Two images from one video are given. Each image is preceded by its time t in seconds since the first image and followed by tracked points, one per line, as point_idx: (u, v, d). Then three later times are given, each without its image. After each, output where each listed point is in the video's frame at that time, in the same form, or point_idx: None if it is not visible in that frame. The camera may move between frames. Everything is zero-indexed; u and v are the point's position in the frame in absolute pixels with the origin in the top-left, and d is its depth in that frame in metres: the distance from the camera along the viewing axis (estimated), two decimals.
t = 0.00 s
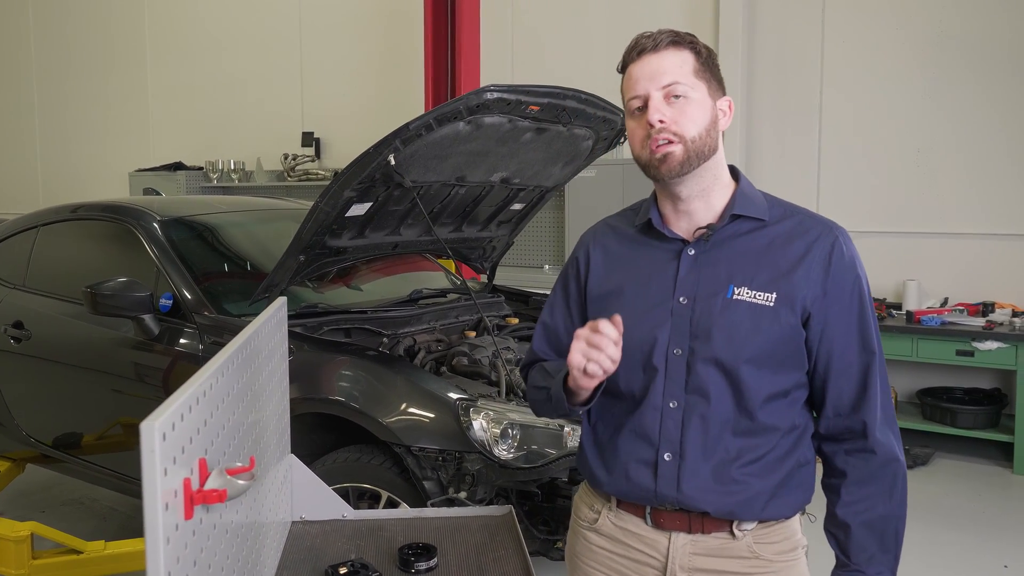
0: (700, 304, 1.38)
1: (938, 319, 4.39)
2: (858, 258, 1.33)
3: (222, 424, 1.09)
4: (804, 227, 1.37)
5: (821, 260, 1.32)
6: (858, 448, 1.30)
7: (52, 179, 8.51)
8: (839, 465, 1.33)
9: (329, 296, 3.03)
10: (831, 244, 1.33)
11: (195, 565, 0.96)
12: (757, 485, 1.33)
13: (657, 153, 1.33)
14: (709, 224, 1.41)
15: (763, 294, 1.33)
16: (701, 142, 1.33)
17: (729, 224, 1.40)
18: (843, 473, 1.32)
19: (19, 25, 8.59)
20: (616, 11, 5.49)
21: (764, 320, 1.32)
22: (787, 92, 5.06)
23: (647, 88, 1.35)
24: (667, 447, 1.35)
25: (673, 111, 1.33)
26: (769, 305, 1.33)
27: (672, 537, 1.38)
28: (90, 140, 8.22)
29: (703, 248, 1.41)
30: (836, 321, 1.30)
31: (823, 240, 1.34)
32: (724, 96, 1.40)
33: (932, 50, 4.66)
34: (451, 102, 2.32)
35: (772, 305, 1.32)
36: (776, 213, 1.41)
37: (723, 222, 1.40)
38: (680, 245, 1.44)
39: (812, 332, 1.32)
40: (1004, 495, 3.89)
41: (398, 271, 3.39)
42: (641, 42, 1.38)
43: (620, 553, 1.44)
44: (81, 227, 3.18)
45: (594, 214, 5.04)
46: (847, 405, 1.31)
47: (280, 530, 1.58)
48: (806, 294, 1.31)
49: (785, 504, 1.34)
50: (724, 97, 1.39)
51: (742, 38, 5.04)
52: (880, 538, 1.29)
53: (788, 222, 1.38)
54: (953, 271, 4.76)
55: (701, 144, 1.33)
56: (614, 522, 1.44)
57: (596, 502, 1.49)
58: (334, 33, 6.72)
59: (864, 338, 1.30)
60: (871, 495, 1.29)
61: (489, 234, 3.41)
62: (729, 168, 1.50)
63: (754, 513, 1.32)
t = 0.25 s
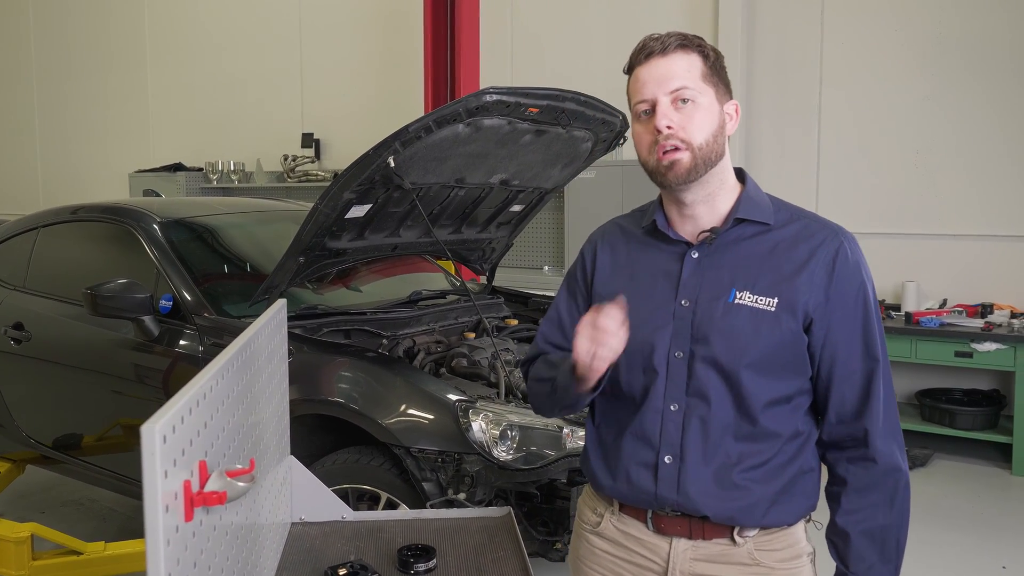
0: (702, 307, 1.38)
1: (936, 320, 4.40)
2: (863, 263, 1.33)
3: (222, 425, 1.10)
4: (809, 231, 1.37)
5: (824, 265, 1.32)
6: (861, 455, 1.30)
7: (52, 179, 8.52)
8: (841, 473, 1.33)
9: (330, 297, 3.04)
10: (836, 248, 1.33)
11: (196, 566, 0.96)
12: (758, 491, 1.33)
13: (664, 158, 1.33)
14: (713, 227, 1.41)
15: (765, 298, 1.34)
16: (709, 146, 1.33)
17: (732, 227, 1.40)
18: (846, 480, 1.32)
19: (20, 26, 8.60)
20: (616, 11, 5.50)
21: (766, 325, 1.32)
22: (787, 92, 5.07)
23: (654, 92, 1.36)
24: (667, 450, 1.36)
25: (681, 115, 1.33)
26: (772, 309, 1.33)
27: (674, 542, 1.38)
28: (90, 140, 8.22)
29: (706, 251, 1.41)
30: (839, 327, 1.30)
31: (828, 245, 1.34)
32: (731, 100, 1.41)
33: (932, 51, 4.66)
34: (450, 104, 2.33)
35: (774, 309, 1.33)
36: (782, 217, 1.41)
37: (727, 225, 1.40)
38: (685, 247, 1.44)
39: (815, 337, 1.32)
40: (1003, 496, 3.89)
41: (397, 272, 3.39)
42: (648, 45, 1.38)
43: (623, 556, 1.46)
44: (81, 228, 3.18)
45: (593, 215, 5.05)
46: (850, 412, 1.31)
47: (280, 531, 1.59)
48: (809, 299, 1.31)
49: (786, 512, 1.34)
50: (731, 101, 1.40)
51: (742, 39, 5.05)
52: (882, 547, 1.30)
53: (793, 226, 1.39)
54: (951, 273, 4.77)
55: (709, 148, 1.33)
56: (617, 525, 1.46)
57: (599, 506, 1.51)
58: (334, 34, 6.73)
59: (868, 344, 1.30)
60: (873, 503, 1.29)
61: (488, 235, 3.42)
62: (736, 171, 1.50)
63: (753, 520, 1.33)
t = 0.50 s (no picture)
0: (711, 306, 1.39)
1: (936, 321, 4.40)
2: (874, 264, 1.33)
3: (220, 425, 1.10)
4: (820, 231, 1.37)
5: (835, 266, 1.32)
6: (870, 459, 1.30)
7: (52, 179, 8.52)
8: (848, 476, 1.33)
9: (330, 298, 3.04)
10: (847, 249, 1.33)
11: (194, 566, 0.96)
12: (765, 492, 1.33)
13: (676, 156, 1.34)
14: (724, 226, 1.41)
15: (775, 298, 1.34)
16: (722, 145, 1.34)
17: (743, 227, 1.40)
18: (852, 484, 1.32)
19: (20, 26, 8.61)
20: (615, 12, 5.50)
21: (775, 325, 1.33)
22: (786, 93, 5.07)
23: (667, 89, 1.36)
24: (674, 450, 1.37)
25: (694, 113, 1.33)
26: (782, 309, 1.33)
27: (679, 546, 1.39)
28: (90, 141, 8.23)
29: (716, 250, 1.41)
30: (850, 328, 1.30)
31: (839, 245, 1.34)
32: (744, 97, 1.41)
33: (931, 51, 4.67)
34: (450, 104, 2.33)
35: (784, 309, 1.33)
36: (793, 217, 1.41)
37: (737, 224, 1.40)
38: (695, 246, 1.45)
39: (825, 338, 1.32)
40: (1002, 496, 3.89)
41: (397, 272, 3.40)
42: (661, 42, 1.38)
43: (628, 560, 1.46)
44: (81, 229, 3.18)
45: (593, 215, 5.05)
46: (859, 414, 1.31)
47: (279, 531, 1.59)
48: (819, 300, 1.32)
49: (792, 514, 1.34)
50: (744, 99, 1.40)
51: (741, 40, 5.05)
52: (889, 553, 1.29)
53: (804, 226, 1.39)
54: (951, 273, 4.77)
55: (722, 147, 1.34)
56: (622, 528, 1.46)
57: (604, 509, 1.51)
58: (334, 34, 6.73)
59: (879, 346, 1.30)
60: (880, 508, 1.28)
61: (488, 235, 3.42)
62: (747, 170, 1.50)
63: (759, 523, 1.33)
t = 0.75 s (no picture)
0: (718, 308, 1.38)
1: (936, 321, 4.40)
2: (883, 267, 1.33)
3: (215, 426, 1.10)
4: (828, 233, 1.36)
5: (844, 269, 1.32)
6: (878, 462, 1.29)
7: (52, 179, 8.52)
8: (857, 480, 1.32)
9: (330, 298, 3.05)
10: (856, 252, 1.32)
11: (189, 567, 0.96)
12: (774, 496, 1.33)
13: (678, 170, 1.34)
14: (731, 228, 1.41)
15: (783, 300, 1.33)
16: (723, 157, 1.33)
17: (750, 229, 1.40)
18: (862, 487, 1.31)
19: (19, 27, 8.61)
20: (614, 12, 5.50)
21: (783, 328, 1.32)
22: (785, 94, 5.07)
23: (668, 101, 1.34)
24: (681, 453, 1.36)
25: (694, 126, 1.32)
26: (790, 312, 1.32)
27: (687, 551, 1.39)
28: (90, 141, 8.23)
29: (723, 252, 1.41)
30: (859, 331, 1.30)
31: (848, 247, 1.33)
32: (749, 99, 1.38)
33: (930, 51, 4.67)
34: (448, 104, 2.33)
35: (792, 312, 1.32)
36: (801, 219, 1.40)
37: (745, 226, 1.40)
38: (701, 248, 1.44)
39: (834, 340, 1.31)
40: (1001, 496, 3.89)
41: (396, 273, 3.40)
42: (662, 49, 1.36)
43: (634, 566, 1.46)
44: (80, 229, 3.18)
45: (592, 216, 5.05)
46: (867, 418, 1.31)
47: (277, 531, 1.59)
48: (828, 302, 1.31)
49: (801, 518, 1.35)
50: (748, 102, 1.37)
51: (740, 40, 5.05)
52: (898, 557, 1.28)
53: (812, 228, 1.38)
54: (950, 273, 4.77)
55: (723, 159, 1.33)
56: (627, 535, 1.46)
57: (607, 516, 1.51)
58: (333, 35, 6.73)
59: (888, 350, 1.30)
60: (891, 511, 1.28)
61: (486, 236, 3.42)
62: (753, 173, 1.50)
63: (768, 526, 1.33)
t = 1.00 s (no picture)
0: (721, 311, 1.37)
1: (936, 321, 4.38)
2: (890, 268, 1.32)
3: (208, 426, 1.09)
4: (834, 235, 1.35)
5: (850, 271, 1.31)
6: (885, 466, 1.28)
7: (52, 180, 8.52)
8: (865, 484, 1.31)
9: (328, 298, 3.04)
10: (862, 253, 1.32)
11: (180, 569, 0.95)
12: (779, 499, 1.32)
13: (659, 194, 1.35)
14: (734, 230, 1.40)
15: (787, 303, 1.32)
16: (701, 179, 1.31)
17: (754, 230, 1.39)
18: (869, 491, 1.30)
19: (19, 26, 8.60)
20: (613, 12, 5.50)
21: (788, 331, 1.31)
22: (784, 94, 5.06)
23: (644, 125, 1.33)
24: (684, 457, 1.35)
25: (666, 152, 1.31)
26: (794, 314, 1.31)
27: (691, 553, 1.38)
28: (89, 142, 8.22)
29: (727, 253, 1.40)
30: (865, 334, 1.29)
31: (854, 249, 1.32)
32: (734, 108, 1.33)
33: (929, 50, 4.66)
34: (446, 104, 2.32)
35: (797, 314, 1.31)
36: (806, 219, 1.39)
37: (748, 228, 1.39)
38: (704, 250, 1.43)
39: (840, 343, 1.31)
40: (1001, 497, 3.88)
41: (394, 272, 3.39)
42: (635, 72, 1.34)
43: (637, 567, 1.45)
44: (77, 229, 3.17)
45: (591, 216, 5.04)
46: (875, 421, 1.30)
47: (274, 532, 1.58)
48: (833, 305, 1.30)
49: (807, 521, 1.34)
50: (731, 113, 1.32)
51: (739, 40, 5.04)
52: (908, 560, 1.27)
53: (818, 229, 1.37)
54: (950, 273, 4.76)
55: (700, 181, 1.31)
56: (631, 535, 1.45)
57: (612, 515, 1.50)
58: (333, 34, 6.72)
59: (895, 353, 1.29)
60: (899, 515, 1.27)
61: (485, 236, 3.41)
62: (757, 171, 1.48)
63: (773, 530, 1.32)
